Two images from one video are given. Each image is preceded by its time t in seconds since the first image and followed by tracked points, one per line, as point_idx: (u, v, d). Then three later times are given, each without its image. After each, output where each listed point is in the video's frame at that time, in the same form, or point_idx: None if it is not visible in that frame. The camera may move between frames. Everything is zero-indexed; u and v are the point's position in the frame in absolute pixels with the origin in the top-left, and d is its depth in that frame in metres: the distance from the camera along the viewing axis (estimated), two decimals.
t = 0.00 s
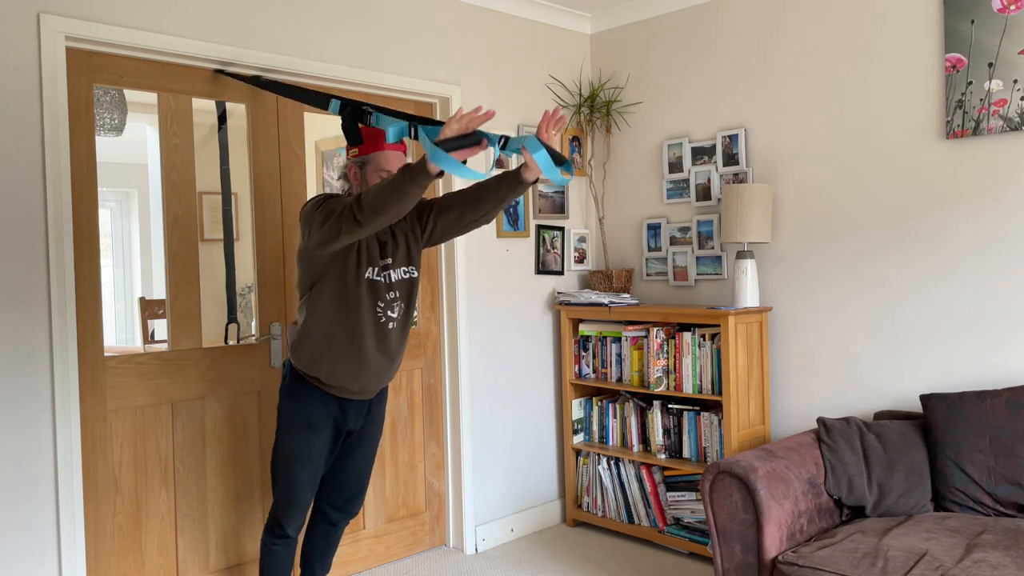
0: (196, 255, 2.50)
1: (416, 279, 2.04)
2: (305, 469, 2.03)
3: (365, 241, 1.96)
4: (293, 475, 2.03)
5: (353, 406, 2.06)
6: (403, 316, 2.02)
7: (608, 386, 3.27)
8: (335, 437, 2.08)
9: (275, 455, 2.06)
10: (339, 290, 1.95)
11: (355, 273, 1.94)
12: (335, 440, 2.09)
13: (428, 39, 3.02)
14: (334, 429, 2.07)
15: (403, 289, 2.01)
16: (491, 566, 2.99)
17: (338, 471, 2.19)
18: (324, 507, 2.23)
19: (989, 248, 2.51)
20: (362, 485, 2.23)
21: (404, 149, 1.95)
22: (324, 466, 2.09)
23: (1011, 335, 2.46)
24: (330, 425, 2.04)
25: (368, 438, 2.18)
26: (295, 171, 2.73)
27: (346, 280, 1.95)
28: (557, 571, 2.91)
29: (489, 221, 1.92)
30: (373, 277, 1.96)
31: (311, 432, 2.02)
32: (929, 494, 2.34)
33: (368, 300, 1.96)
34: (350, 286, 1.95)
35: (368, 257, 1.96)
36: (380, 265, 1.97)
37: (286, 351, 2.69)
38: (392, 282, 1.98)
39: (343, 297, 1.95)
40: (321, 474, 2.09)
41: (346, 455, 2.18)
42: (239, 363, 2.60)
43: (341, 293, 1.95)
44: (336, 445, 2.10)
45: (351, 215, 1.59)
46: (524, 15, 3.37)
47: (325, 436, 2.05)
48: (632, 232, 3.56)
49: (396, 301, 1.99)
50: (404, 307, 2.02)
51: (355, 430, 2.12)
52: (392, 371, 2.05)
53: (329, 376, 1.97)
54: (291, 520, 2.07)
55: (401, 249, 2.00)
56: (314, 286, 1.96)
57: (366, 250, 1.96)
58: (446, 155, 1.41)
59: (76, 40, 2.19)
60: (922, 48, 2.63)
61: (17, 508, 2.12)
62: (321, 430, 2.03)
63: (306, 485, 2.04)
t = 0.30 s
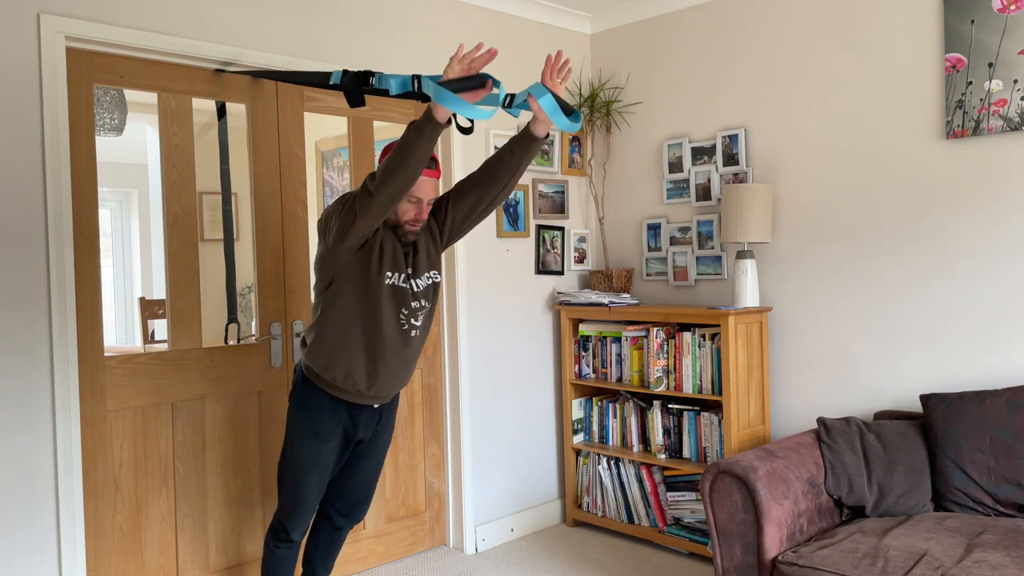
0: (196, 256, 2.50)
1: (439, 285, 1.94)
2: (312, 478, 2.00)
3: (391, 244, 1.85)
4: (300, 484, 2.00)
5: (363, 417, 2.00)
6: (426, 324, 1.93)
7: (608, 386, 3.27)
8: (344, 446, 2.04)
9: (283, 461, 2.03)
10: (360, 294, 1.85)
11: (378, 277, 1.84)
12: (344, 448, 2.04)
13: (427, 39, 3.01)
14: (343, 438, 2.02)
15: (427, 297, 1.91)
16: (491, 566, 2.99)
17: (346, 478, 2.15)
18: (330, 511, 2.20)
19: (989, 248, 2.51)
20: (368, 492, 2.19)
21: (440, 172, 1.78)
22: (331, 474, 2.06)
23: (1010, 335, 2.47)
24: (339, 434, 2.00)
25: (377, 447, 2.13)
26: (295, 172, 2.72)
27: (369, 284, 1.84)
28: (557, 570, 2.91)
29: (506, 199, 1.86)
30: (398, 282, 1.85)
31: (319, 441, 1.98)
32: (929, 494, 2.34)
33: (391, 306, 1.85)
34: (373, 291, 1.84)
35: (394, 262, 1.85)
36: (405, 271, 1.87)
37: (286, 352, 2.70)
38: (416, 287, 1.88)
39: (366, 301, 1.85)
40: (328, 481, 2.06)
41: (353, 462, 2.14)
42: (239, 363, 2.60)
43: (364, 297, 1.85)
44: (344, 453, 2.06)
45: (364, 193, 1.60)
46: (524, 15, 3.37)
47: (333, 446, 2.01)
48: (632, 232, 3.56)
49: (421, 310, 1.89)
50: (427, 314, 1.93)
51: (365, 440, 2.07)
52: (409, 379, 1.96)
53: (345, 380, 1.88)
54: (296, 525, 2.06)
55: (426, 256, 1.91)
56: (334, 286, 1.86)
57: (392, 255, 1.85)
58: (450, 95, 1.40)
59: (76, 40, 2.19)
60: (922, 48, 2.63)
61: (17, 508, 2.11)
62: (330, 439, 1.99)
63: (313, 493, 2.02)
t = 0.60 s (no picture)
0: (196, 256, 2.50)
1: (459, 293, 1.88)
2: (320, 487, 1.97)
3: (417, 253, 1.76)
4: (309, 493, 1.97)
5: (374, 429, 1.96)
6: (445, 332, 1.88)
7: (608, 386, 3.27)
8: (353, 456, 2.00)
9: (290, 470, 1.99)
10: (382, 302, 1.77)
11: (402, 286, 1.76)
12: (352, 458, 2.01)
13: (427, 39, 3.01)
14: (352, 448, 1.98)
15: (448, 307, 1.85)
16: (491, 566, 2.99)
17: (353, 487, 2.12)
18: (335, 517, 2.18)
19: (989, 248, 2.51)
20: (374, 500, 2.16)
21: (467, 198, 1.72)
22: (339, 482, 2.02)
23: (1011, 335, 2.46)
24: (348, 443, 1.96)
25: (386, 458, 2.09)
26: (295, 172, 2.73)
27: (392, 293, 1.76)
28: (557, 570, 2.91)
29: (523, 186, 1.84)
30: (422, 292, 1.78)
31: (329, 451, 1.94)
32: (929, 494, 2.34)
33: (415, 316, 1.79)
34: (396, 301, 1.76)
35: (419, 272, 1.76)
36: (428, 279, 1.79)
37: (286, 351, 2.71)
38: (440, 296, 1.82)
39: (387, 309, 1.77)
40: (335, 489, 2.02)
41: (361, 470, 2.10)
42: (239, 363, 2.60)
43: (385, 305, 1.77)
44: (352, 463, 2.02)
45: (371, 183, 1.57)
46: (524, 15, 3.37)
47: (342, 455, 1.97)
48: (632, 232, 3.56)
49: (442, 319, 1.83)
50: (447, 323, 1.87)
51: (373, 451, 2.03)
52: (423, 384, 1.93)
53: (359, 385, 1.83)
54: (301, 532, 2.03)
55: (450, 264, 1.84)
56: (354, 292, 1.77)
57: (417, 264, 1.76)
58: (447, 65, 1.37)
59: (76, 40, 2.19)
60: (922, 48, 2.63)
61: (17, 507, 2.11)
62: (339, 448, 1.95)
63: (320, 502, 1.99)
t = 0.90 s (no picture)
0: (196, 256, 2.50)
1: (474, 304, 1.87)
2: (326, 495, 1.97)
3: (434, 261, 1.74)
4: (315, 501, 1.97)
5: (381, 437, 1.96)
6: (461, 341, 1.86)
7: (608, 386, 3.27)
8: (359, 465, 2.00)
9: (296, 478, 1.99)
10: (397, 309, 1.75)
11: (417, 294, 1.73)
12: (358, 466, 2.01)
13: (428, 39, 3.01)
14: (358, 456, 1.99)
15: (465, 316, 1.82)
16: (491, 566, 2.99)
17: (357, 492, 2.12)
18: (339, 522, 2.18)
19: (989, 248, 2.51)
20: (378, 506, 2.15)
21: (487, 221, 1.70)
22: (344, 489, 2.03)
23: (1010, 335, 2.46)
24: (355, 453, 1.96)
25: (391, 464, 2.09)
26: (295, 172, 2.73)
27: (408, 301, 1.74)
28: (557, 570, 2.91)
29: (531, 180, 1.84)
30: (437, 301, 1.75)
31: (335, 460, 1.94)
32: (929, 494, 2.34)
33: (432, 326, 1.77)
34: (411, 309, 1.74)
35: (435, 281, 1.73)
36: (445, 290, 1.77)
37: (286, 351, 2.71)
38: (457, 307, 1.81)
39: (402, 317, 1.75)
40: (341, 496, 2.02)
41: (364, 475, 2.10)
42: (239, 363, 2.60)
43: (400, 313, 1.75)
44: (358, 470, 2.02)
45: (386, 179, 1.56)
46: (524, 15, 3.37)
47: (348, 464, 1.97)
48: (632, 232, 3.56)
49: (458, 328, 1.81)
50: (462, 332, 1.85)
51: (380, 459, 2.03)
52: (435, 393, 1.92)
53: (371, 391, 1.83)
54: (305, 538, 2.03)
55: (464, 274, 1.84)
56: (369, 299, 1.75)
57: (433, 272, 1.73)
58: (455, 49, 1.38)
59: (76, 40, 2.19)
60: (922, 48, 2.63)
61: (17, 507, 2.11)
62: (346, 457, 1.95)
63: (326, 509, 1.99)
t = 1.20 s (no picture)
0: (196, 256, 2.50)
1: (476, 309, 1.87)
2: (326, 497, 1.97)
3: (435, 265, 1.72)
4: (315, 503, 1.97)
5: (382, 439, 1.96)
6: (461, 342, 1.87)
7: (608, 386, 3.27)
8: (360, 467, 2.00)
9: (297, 480, 1.99)
10: (397, 314, 1.74)
11: (418, 298, 1.72)
12: (359, 468, 2.01)
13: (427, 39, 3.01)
14: (360, 459, 1.98)
15: (465, 319, 1.82)
16: (491, 566, 2.99)
17: (358, 494, 2.12)
18: (339, 523, 2.18)
19: (989, 248, 2.51)
20: (379, 507, 2.16)
21: (490, 231, 1.68)
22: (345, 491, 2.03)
23: (1010, 335, 2.46)
24: (356, 455, 1.96)
25: (393, 466, 2.09)
26: (295, 172, 2.73)
27: (409, 306, 1.73)
28: (557, 570, 2.91)
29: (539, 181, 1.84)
30: (438, 306, 1.74)
31: (336, 462, 1.94)
32: (929, 494, 2.34)
33: (434, 329, 1.76)
34: (412, 313, 1.74)
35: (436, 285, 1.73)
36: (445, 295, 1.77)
37: (286, 351, 2.71)
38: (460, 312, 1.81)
39: (403, 321, 1.75)
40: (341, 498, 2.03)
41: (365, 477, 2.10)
42: (239, 363, 2.60)
43: (401, 317, 1.74)
44: (359, 472, 2.02)
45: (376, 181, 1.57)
46: (524, 15, 3.37)
47: (349, 466, 1.97)
48: (632, 232, 3.56)
49: (458, 331, 1.81)
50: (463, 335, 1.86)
51: (381, 461, 2.03)
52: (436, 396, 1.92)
53: (372, 394, 1.82)
54: (306, 539, 2.03)
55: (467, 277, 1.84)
56: (369, 303, 1.74)
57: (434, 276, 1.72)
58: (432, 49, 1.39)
59: (76, 40, 2.19)
60: (922, 48, 2.63)
61: (17, 507, 2.11)
62: (347, 459, 1.95)
63: (326, 511, 1.99)
